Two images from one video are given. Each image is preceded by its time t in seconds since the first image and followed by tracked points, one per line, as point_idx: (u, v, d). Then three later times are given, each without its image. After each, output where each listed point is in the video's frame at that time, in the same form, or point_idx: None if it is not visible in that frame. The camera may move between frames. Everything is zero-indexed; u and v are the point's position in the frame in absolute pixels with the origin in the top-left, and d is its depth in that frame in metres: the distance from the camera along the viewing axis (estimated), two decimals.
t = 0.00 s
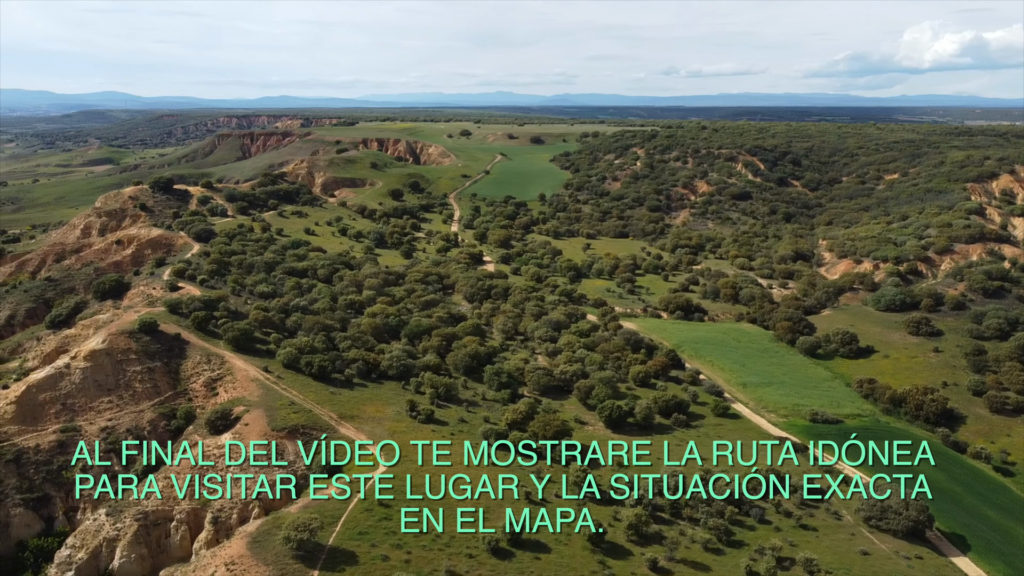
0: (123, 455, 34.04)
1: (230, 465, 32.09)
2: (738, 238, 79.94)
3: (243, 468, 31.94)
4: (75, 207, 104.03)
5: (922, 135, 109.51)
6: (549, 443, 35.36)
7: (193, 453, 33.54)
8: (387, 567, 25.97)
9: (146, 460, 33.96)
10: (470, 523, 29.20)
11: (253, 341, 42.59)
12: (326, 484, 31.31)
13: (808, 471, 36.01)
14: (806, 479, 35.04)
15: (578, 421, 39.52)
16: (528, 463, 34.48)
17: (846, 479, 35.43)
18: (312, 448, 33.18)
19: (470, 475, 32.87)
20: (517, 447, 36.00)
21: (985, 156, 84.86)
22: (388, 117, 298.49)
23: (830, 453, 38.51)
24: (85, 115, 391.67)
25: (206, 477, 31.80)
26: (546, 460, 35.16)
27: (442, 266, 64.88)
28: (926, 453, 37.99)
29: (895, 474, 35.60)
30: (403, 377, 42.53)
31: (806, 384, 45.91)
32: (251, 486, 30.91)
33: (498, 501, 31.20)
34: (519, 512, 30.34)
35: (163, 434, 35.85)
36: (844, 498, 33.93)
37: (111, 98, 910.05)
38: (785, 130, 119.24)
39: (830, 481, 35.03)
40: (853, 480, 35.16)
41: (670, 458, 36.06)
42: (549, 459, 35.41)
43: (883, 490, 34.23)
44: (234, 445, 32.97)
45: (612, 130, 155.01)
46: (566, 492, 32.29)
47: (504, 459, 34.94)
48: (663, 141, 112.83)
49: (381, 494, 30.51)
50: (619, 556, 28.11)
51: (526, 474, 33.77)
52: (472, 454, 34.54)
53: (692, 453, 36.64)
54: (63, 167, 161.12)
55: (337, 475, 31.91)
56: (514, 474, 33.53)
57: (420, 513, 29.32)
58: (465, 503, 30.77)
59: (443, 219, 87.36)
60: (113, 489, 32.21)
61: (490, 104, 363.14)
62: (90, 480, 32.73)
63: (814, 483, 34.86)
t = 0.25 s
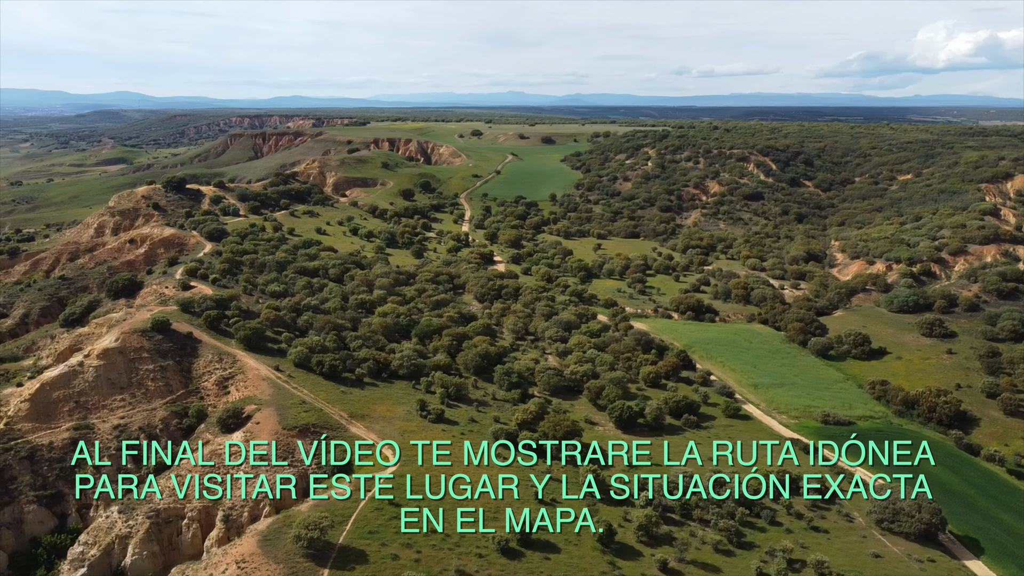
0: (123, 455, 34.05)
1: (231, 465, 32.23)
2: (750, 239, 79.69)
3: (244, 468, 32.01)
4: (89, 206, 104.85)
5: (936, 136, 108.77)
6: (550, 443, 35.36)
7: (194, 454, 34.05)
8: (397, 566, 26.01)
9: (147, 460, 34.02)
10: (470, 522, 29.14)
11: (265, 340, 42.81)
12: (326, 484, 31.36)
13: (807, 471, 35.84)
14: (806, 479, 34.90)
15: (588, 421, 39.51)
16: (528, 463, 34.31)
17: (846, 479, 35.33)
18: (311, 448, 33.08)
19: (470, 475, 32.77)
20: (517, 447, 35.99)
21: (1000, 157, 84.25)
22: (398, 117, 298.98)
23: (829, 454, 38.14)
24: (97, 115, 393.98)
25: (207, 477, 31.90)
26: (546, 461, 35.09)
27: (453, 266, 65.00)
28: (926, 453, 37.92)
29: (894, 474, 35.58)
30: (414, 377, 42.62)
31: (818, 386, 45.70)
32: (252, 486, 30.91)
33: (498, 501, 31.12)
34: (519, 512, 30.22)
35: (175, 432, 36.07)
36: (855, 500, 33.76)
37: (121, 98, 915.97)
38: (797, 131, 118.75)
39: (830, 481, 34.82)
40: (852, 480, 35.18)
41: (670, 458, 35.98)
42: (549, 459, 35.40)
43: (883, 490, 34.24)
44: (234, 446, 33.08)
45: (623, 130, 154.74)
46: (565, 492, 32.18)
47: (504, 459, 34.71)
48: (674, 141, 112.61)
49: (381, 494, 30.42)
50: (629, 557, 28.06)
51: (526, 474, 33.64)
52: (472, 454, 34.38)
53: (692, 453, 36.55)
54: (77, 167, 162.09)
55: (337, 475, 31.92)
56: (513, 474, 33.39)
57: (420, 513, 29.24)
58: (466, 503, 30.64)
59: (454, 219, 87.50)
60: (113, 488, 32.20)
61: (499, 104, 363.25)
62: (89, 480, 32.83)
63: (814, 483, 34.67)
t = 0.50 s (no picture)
0: (123, 455, 34.03)
1: (230, 465, 32.37)
2: (761, 239, 79.42)
3: (243, 468, 32.16)
4: (102, 206, 105.66)
5: (950, 136, 107.94)
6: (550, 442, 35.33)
7: (193, 454, 34.41)
8: (407, 565, 26.06)
9: (146, 459, 34.03)
10: (470, 523, 29.03)
11: (276, 339, 43.01)
12: (326, 484, 31.44)
13: (807, 471, 35.71)
14: (806, 479, 34.70)
15: (598, 421, 39.47)
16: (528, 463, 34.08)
17: (845, 479, 35.20)
18: (312, 448, 33.00)
19: (470, 475, 32.53)
20: (517, 447, 35.79)
21: (1016, 157, 83.60)
22: (408, 117, 299.42)
23: (829, 454, 37.85)
24: (109, 115, 396.27)
25: (206, 477, 31.96)
26: (546, 461, 34.95)
27: (464, 266, 65.08)
28: (926, 453, 37.83)
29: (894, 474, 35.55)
30: (424, 376, 42.69)
31: (830, 387, 45.47)
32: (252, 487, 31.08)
33: (498, 501, 30.98)
34: (518, 512, 30.17)
35: (187, 431, 36.28)
36: (867, 502, 33.58)
37: (130, 98, 920.25)
38: (810, 131, 118.21)
39: (830, 481, 34.64)
40: (852, 480, 35.10)
41: (670, 458, 35.94)
42: (549, 459, 35.30)
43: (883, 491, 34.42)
44: (234, 446, 33.25)
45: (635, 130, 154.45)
46: (565, 492, 32.03)
47: (504, 459, 34.50)
48: (685, 141, 112.34)
49: (381, 494, 30.33)
50: (639, 558, 28.00)
51: (526, 474, 33.44)
52: (472, 454, 34.07)
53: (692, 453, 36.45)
54: (91, 166, 163.37)
55: (337, 475, 31.87)
56: (514, 474, 33.19)
57: (420, 513, 29.14)
58: (465, 503, 30.48)
59: (465, 219, 87.62)
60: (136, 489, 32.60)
61: (509, 104, 363.24)
62: (89, 480, 32.86)
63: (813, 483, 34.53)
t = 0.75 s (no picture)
0: (122, 455, 33.96)
1: (230, 465, 32.55)
2: (773, 240, 79.14)
3: (243, 468, 32.37)
4: (116, 205, 106.35)
5: (965, 136, 107.12)
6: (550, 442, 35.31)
7: (193, 454, 34.53)
8: (416, 564, 26.11)
9: (146, 459, 34.05)
10: (470, 523, 28.91)
11: (287, 339, 43.18)
12: (326, 484, 31.41)
13: (807, 471, 35.59)
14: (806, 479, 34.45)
15: (608, 422, 39.44)
16: (528, 463, 33.90)
17: (845, 480, 35.04)
18: (312, 448, 32.96)
19: (470, 475, 32.34)
20: (518, 447, 35.61)
21: None
22: (418, 117, 299.93)
23: (835, 455, 37.66)
24: (123, 115, 398.69)
25: (206, 477, 32.09)
26: (546, 461, 34.78)
27: (475, 266, 65.13)
28: (926, 453, 37.82)
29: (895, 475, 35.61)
30: (434, 376, 42.75)
31: (841, 389, 45.23)
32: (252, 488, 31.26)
33: (498, 501, 30.84)
34: (519, 512, 30.11)
35: (198, 429, 36.47)
36: (879, 504, 33.41)
37: (148, 98, 927.40)
38: (822, 131, 117.65)
39: (830, 482, 34.43)
40: (852, 480, 34.93)
41: (670, 458, 35.92)
42: (549, 459, 35.15)
43: (884, 491, 34.51)
44: (234, 446, 33.45)
45: (646, 129, 154.15)
46: (565, 492, 31.84)
47: (504, 459, 34.32)
48: (697, 141, 112.06)
49: (381, 494, 30.23)
50: (649, 559, 27.94)
51: (526, 474, 33.26)
52: (472, 454, 33.91)
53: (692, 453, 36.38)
54: (104, 166, 164.58)
55: (337, 475, 31.78)
56: (514, 474, 33.03)
57: (420, 513, 29.02)
58: (465, 503, 30.32)
59: (475, 219, 87.73)
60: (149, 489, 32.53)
61: (518, 103, 363.46)
62: (88, 481, 32.88)
63: (814, 482, 34.34)
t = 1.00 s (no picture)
0: (122, 455, 33.96)
1: (230, 465, 32.68)
2: (781, 240, 78.91)
3: (243, 468, 32.48)
4: (125, 204, 106.81)
5: (975, 136, 106.55)
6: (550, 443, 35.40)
7: (192, 454, 34.46)
8: (423, 564, 26.16)
9: (145, 459, 33.98)
10: (470, 523, 28.83)
11: (295, 338, 43.31)
12: (326, 484, 31.26)
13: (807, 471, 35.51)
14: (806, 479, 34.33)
15: (616, 422, 39.42)
16: (528, 463, 33.84)
17: (845, 479, 34.99)
18: (312, 447, 32.89)
19: (470, 475, 32.33)
20: (517, 447, 35.54)
21: None
22: (426, 117, 300.47)
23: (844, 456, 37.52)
24: (131, 115, 400.24)
25: (206, 478, 32.20)
26: (545, 461, 34.66)
27: (482, 266, 65.18)
28: (926, 453, 37.82)
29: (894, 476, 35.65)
30: (442, 376, 42.80)
31: (850, 390, 45.07)
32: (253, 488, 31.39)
33: (498, 501, 30.81)
34: (519, 512, 30.09)
35: (206, 428, 36.57)
36: (888, 506, 33.30)
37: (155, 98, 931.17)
38: (831, 131, 117.24)
39: (830, 481, 34.31)
40: (851, 480, 34.84)
41: (669, 458, 35.99)
42: (549, 460, 35.04)
43: (883, 490, 34.49)
44: (234, 446, 33.62)
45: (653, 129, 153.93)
46: (565, 492, 31.82)
47: (504, 459, 34.24)
48: (705, 141, 111.83)
49: (381, 494, 30.22)
50: (657, 559, 27.91)
51: (526, 474, 33.22)
52: (472, 454, 33.88)
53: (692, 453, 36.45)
54: (114, 165, 165.31)
55: (337, 475, 31.64)
56: (513, 474, 32.98)
57: (420, 513, 28.93)
58: (466, 503, 30.28)
59: (483, 219, 87.79)
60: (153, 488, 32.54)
61: (525, 103, 363.63)
62: (88, 480, 32.78)
63: (813, 482, 34.17)
